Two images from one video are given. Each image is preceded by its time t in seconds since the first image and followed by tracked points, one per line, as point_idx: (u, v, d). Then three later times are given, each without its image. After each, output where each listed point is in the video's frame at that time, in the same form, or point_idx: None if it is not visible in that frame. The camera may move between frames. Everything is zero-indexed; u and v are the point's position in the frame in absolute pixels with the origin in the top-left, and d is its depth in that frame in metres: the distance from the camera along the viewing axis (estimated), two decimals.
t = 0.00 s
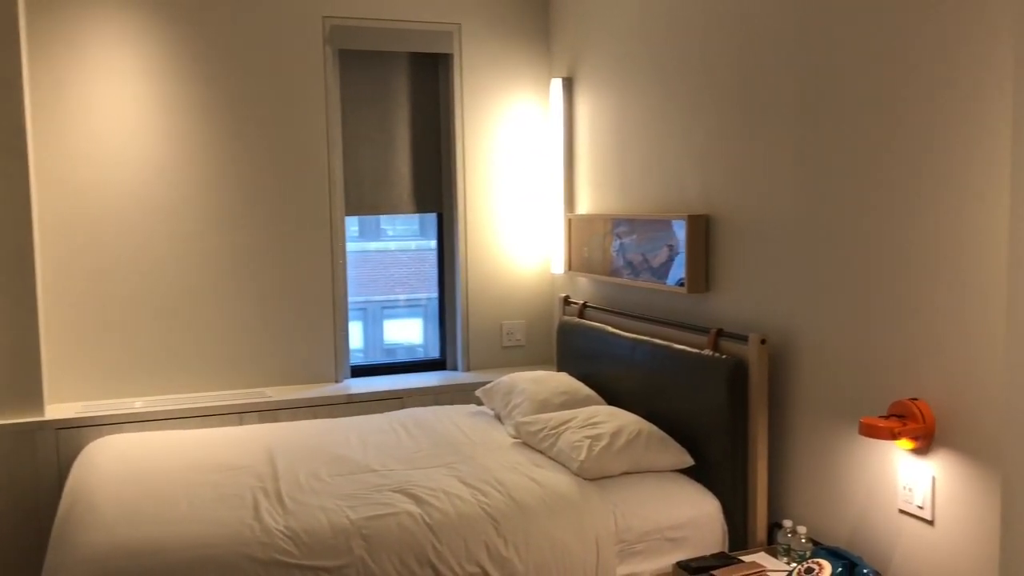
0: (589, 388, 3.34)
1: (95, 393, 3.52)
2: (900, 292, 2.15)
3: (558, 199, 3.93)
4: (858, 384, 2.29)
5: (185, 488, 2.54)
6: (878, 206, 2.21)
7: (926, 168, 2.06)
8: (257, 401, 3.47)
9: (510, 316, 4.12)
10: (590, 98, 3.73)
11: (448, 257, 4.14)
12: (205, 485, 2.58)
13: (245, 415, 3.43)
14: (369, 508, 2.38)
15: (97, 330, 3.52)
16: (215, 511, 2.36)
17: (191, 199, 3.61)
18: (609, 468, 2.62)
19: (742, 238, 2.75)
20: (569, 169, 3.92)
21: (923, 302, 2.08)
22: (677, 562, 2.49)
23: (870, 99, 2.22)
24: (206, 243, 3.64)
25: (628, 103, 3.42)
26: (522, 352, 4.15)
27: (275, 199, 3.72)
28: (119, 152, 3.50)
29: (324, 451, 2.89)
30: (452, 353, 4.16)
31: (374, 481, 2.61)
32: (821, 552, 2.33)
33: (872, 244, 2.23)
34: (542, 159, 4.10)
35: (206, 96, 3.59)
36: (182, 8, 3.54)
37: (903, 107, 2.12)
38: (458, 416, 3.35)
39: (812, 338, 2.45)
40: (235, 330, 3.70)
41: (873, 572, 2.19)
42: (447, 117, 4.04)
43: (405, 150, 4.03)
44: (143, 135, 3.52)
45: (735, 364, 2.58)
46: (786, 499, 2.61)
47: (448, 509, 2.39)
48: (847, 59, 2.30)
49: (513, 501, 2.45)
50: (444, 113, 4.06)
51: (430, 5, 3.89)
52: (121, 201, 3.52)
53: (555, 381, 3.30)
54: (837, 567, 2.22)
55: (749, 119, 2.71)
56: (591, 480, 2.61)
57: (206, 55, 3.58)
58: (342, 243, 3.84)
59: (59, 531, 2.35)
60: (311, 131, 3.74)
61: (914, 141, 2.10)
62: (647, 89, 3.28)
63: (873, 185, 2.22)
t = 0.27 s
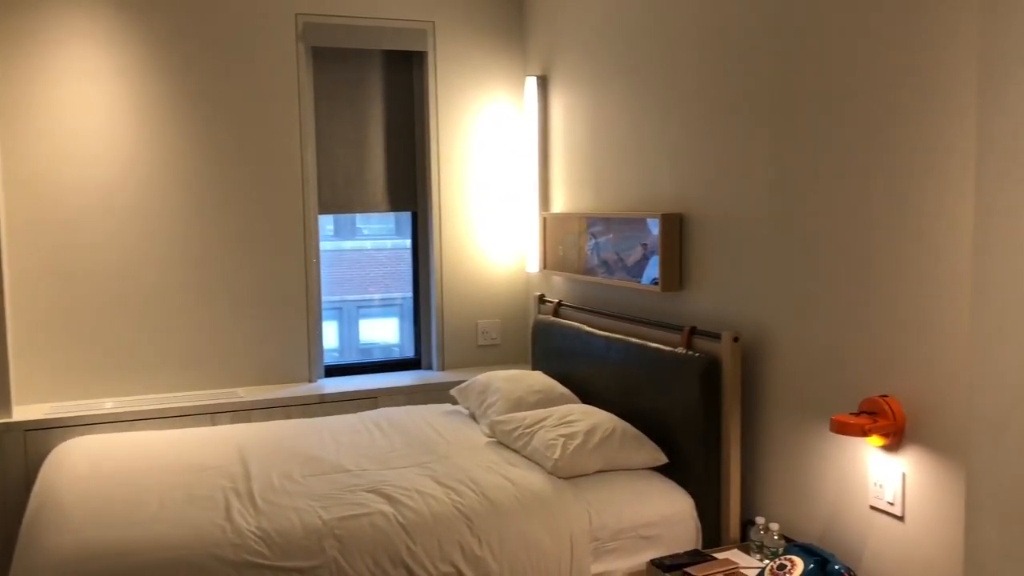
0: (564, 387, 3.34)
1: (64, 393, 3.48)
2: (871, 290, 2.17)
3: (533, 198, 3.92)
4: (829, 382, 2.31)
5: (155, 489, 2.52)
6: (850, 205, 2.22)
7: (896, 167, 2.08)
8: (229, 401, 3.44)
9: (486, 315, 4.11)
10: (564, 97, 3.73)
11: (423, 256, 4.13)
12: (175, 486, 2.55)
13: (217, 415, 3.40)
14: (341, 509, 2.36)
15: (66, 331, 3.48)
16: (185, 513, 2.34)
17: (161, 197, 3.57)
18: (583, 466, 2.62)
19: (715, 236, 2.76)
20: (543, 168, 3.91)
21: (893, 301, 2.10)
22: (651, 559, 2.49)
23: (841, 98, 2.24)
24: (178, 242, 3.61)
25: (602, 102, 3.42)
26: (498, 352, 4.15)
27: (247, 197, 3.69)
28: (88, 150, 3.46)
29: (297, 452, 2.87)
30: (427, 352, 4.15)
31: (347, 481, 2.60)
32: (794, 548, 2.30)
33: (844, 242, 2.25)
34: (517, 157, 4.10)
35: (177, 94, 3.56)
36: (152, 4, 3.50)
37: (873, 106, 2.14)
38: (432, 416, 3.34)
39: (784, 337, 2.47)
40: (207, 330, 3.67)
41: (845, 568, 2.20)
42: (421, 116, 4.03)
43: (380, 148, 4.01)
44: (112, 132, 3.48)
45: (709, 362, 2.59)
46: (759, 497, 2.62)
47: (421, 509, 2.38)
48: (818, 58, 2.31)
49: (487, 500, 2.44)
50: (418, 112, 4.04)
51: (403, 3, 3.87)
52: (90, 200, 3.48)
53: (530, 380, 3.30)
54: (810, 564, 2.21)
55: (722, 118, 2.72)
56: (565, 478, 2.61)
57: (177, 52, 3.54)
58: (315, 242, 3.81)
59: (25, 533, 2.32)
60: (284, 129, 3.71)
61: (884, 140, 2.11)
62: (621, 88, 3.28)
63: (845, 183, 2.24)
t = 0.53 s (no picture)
0: (539, 385, 3.34)
1: (34, 391, 3.46)
2: (842, 289, 2.18)
3: (509, 196, 3.92)
4: (801, 380, 2.32)
5: (126, 488, 2.50)
6: (822, 203, 2.24)
7: (867, 167, 2.09)
8: (203, 400, 3.41)
9: (462, 313, 4.11)
10: (540, 95, 3.73)
11: (399, 254, 4.12)
12: (147, 485, 2.53)
13: (191, 414, 3.37)
14: (315, 508, 2.35)
15: (37, 328, 3.46)
16: (156, 512, 2.32)
17: (134, 194, 3.54)
18: (558, 464, 2.62)
19: (690, 235, 2.77)
20: (520, 166, 3.91)
21: (863, 299, 2.12)
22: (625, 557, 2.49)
23: (814, 98, 2.25)
24: (150, 239, 3.58)
25: (578, 101, 3.42)
26: (474, 350, 4.14)
27: (221, 194, 3.66)
28: (59, 146, 3.43)
29: (271, 450, 2.86)
30: (403, 351, 4.13)
31: (321, 480, 2.59)
32: (767, 544, 2.31)
33: (816, 241, 2.26)
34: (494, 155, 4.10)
35: (149, 90, 3.53)
36: None
37: (844, 106, 2.15)
38: (408, 414, 3.33)
39: (757, 334, 2.48)
40: (180, 328, 3.64)
41: (817, 564, 2.22)
42: (397, 113, 4.01)
43: (355, 146, 3.99)
44: (84, 128, 3.45)
45: (683, 360, 2.59)
46: (733, 494, 2.63)
47: (395, 508, 2.37)
48: (790, 58, 2.32)
49: (462, 499, 2.44)
50: (394, 107, 4.03)
51: None
52: (60, 196, 3.45)
53: (506, 378, 3.30)
54: (783, 560, 2.21)
55: (696, 116, 2.73)
56: (540, 476, 2.61)
57: (149, 48, 3.52)
58: (290, 240, 3.79)
59: None
60: (258, 126, 3.69)
61: (855, 140, 2.13)
62: (596, 87, 3.29)
63: (818, 182, 2.25)
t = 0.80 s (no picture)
0: (518, 383, 3.35)
1: (8, 390, 3.42)
2: (818, 287, 2.19)
3: (488, 193, 3.92)
4: (778, 377, 2.34)
5: (101, 487, 2.48)
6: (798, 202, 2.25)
7: (842, 166, 2.11)
8: (180, 398, 3.39)
9: (441, 311, 4.10)
10: (520, 93, 3.73)
11: (378, 252, 4.11)
12: (122, 484, 2.51)
13: (167, 412, 3.35)
14: (292, 507, 2.34)
15: (11, 326, 3.42)
16: (131, 511, 2.30)
17: (109, 190, 3.51)
18: (537, 462, 2.63)
19: (668, 233, 2.78)
20: (499, 163, 3.91)
21: (839, 297, 2.13)
22: (603, 554, 2.50)
23: (790, 97, 2.26)
24: (126, 236, 3.55)
25: (557, 99, 3.42)
26: (453, 348, 4.14)
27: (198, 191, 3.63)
28: (33, 142, 3.40)
29: (249, 449, 2.84)
30: (381, 349, 4.13)
31: (299, 478, 2.58)
32: (743, 541, 2.33)
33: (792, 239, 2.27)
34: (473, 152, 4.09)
35: (125, 86, 3.50)
36: None
37: (820, 106, 2.17)
38: (386, 412, 3.33)
39: (735, 332, 2.49)
40: (157, 325, 3.61)
41: (793, 561, 2.23)
42: (376, 110, 4.00)
43: (334, 143, 3.98)
44: (59, 124, 3.42)
45: (661, 358, 2.60)
46: (711, 491, 2.65)
47: (373, 506, 2.36)
48: (767, 57, 2.34)
49: (440, 497, 2.43)
50: (373, 106, 4.02)
51: None
52: (35, 192, 3.42)
53: (485, 376, 3.30)
54: (759, 557, 2.23)
55: (674, 115, 2.74)
56: (519, 474, 2.61)
57: (125, 43, 3.49)
58: (269, 237, 3.77)
59: None
60: (235, 122, 3.66)
61: (831, 139, 2.14)
62: (575, 85, 3.29)
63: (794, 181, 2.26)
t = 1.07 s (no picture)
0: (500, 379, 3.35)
1: None
2: (798, 283, 2.21)
3: (470, 189, 3.91)
4: (757, 372, 2.35)
5: (79, 483, 2.46)
6: (778, 198, 2.26)
7: (822, 162, 2.12)
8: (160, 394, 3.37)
9: (423, 306, 4.09)
10: (502, 88, 3.72)
11: (359, 248, 4.09)
12: (101, 480, 2.50)
13: (147, 408, 3.33)
14: (272, 503, 2.33)
15: None
16: (109, 508, 2.28)
17: (88, 185, 3.48)
18: (518, 457, 2.63)
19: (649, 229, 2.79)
20: (481, 159, 3.90)
21: (818, 292, 2.14)
22: (584, 549, 2.50)
23: (769, 94, 2.27)
24: (106, 231, 3.52)
25: (539, 94, 3.42)
26: (435, 343, 4.13)
27: (179, 186, 3.61)
28: (10, 136, 3.36)
29: (228, 445, 2.83)
30: (363, 344, 4.11)
31: (279, 474, 2.56)
32: (722, 535, 2.34)
33: (772, 235, 2.28)
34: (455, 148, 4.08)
35: (103, 80, 3.47)
36: None
37: (800, 102, 2.17)
38: (368, 408, 3.32)
39: (715, 327, 2.50)
40: (136, 321, 3.59)
41: (773, 555, 2.25)
42: (358, 105, 3.99)
43: (315, 138, 3.96)
44: (36, 118, 3.39)
45: (642, 353, 2.61)
46: (691, 486, 2.66)
47: (354, 502, 2.35)
48: (747, 53, 2.34)
49: (421, 492, 2.43)
50: (354, 101, 4.00)
51: None
52: (12, 186, 3.38)
53: (466, 371, 3.30)
54: (739, 551, 2.24)
55: (655, 110, 2.74)
56: (500, 469, 2.61)
57: (103, 37, 3.46)
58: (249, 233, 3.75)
59: None
60: (215, 117, 3.64)
61: (809, 135, 2.15)
62: (557, 80, 3.29)
63: (774, 178, 2.27)
